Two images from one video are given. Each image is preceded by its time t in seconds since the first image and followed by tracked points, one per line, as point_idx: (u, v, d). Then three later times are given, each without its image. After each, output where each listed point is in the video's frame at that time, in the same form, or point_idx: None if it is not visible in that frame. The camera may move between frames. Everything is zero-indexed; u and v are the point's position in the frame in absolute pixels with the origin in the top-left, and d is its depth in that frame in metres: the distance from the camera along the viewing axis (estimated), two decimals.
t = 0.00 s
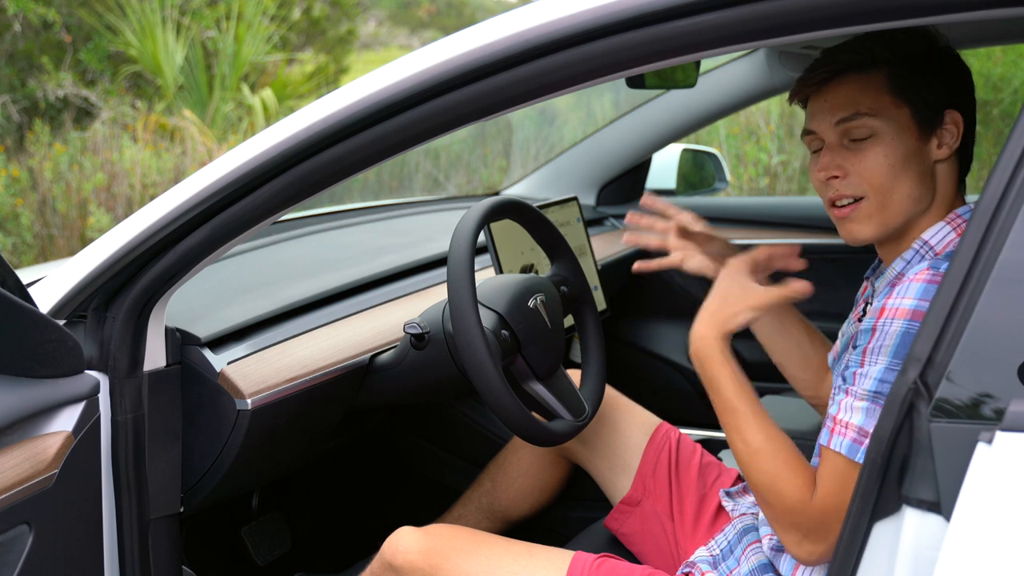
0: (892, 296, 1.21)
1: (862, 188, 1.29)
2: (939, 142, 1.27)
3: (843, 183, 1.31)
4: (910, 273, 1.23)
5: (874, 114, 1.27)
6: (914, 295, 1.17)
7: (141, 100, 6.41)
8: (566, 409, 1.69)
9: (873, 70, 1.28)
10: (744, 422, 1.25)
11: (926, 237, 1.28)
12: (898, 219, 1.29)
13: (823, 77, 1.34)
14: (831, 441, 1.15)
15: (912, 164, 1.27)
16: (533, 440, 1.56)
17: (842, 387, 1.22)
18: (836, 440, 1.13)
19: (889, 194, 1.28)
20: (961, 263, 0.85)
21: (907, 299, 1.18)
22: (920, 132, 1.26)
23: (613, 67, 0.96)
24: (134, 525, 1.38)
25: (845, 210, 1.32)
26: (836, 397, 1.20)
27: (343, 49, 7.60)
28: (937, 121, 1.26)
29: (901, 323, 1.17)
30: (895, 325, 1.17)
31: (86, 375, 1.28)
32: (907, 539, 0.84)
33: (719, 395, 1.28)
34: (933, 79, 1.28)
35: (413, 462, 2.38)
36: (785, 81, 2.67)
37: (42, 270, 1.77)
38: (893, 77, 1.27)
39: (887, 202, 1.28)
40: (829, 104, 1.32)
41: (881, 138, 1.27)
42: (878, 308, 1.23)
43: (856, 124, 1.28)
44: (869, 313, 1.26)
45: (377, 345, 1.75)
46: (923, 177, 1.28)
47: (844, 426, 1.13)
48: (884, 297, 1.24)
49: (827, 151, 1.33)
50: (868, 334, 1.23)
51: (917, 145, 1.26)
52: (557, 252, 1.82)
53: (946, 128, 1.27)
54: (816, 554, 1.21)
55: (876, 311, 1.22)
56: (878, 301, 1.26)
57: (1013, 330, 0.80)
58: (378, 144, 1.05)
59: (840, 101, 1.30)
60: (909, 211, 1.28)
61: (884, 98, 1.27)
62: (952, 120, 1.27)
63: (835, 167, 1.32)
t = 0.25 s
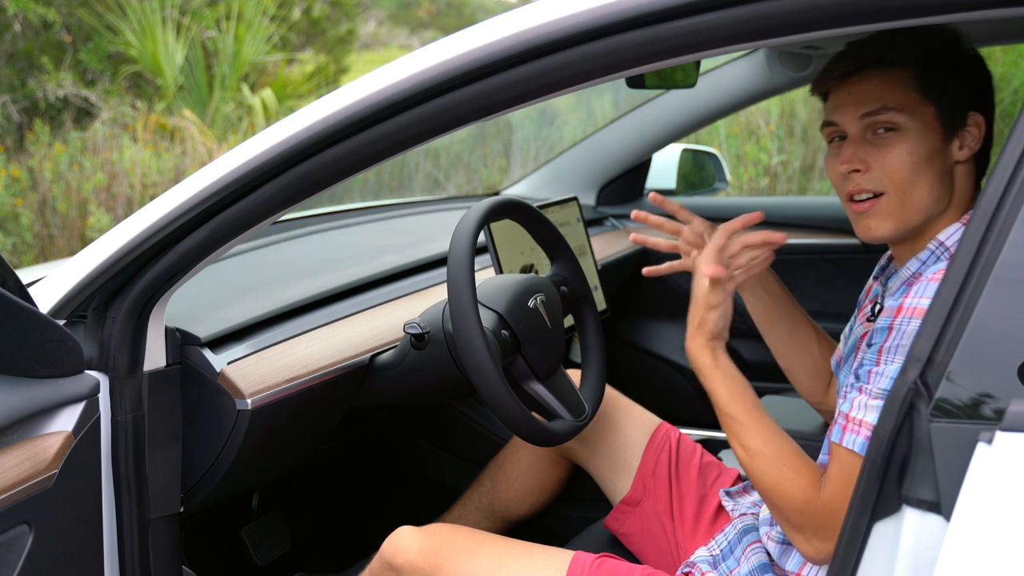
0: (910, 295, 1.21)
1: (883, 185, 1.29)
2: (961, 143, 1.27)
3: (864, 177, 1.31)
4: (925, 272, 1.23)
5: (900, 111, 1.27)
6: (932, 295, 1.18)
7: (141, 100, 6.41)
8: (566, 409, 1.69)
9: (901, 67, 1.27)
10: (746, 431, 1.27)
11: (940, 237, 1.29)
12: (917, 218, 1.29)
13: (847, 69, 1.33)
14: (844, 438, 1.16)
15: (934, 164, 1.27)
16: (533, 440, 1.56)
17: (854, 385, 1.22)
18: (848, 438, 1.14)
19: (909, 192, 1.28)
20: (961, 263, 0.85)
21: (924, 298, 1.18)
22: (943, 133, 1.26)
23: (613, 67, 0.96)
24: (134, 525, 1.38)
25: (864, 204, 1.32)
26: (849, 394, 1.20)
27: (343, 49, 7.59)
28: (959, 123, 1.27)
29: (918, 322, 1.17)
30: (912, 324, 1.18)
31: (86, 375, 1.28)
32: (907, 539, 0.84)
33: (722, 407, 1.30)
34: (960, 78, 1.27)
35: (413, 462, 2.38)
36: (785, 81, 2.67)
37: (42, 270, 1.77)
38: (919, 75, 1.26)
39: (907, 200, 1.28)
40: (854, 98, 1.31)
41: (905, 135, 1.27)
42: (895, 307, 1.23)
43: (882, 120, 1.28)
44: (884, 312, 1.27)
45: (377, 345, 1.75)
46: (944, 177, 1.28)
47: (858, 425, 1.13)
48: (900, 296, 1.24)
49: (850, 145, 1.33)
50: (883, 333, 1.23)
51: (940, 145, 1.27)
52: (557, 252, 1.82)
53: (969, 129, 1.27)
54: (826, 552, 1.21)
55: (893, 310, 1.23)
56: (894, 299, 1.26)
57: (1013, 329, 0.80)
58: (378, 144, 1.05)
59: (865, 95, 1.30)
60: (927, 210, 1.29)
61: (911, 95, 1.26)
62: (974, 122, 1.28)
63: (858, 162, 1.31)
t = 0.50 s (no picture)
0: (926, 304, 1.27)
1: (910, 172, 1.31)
2: (991, 143, 1.29)
3: (893, 163, 1.33)
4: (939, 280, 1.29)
5: (934, 101, 1.29)
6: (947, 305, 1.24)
7: (141, 100, 6.41)
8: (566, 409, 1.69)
9: (941, 59, 1.29)
10: (770, 433, 1.25)
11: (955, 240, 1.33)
12: (940, 209, 1.31)
13: (886, 57, 1.35)
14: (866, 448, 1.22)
15: (963, 160, 1.29)
16: (533, 440, 1.56)
17: (874, 392, 1.29)
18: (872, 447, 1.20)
19: (936, 181, 1.30)
20: (961, 263, 0.85)
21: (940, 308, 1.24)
22: (976, 131, 1.28)
23: (613, 67, 0.96)
24: (134, 525, 1.38)
25: (889, 189, 1.34)
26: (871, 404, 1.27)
27: (343, 49, 7.58)
28: (992, 123, 1.29)
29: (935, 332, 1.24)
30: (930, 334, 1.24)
31: (86, 375, 1.28)
32: (907, 539, 0.84)
33: (747, 409, 1.27)
34: (994, 79, 1.30)
35: (413, 462, 2.38)
36: (785, 82, 2.67)
37: (42, 270, 1.77)
38: (955, 68, 1.28)
39: (933, 190, 1.30)
40: (888, 84, 1.33)
41: (939, 126, 1.29)
42: (915, 313, 1.29)
43: (918, 110, 1.30)
44: (901, 317, 1.32)
45: (376, 345, 1.75)
46: (971, 174, 1.30)
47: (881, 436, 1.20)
48: (916, 304, 1.30)
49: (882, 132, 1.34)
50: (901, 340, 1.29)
51: (971, 142, 1.29)
52: (557, 252, 1.82)
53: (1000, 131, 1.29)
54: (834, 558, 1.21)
55: (912, 318, 1.29)
56: (910, 306, 1.31)
57: (1013, 329, 0.80)
58: (378, 144, 1.05)
59: (901, 83, 1.32)
60: (951, 205, 1.31)
61: (946, 87, 1.28)
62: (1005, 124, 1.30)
63: (888, 148, 1.33)
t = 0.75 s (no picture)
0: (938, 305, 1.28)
1: (902, 176, 1.35)
2: (992, 144, 1.30)
3: (888, 167, 1.36)
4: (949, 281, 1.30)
5: (927, 105, 1.31)
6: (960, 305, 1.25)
7: (141, 100, 6.41)
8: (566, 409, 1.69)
9: (935, 61, 1.31)
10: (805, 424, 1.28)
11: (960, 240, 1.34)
12: (934, 211, 1.33)
13: (886, 60, 1.37)
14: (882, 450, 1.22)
15: (957, 162, 1.30)
16: (533, 440, 1.56)
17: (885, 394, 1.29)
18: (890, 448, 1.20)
19: (928, 185, 1.32)
20: (961, 264, 0.85)
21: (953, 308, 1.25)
22: (970, 133, 1.29)
23: (613, 67, 0.96)
24: (134, 525, 1.38)
25: (885, 192, 1.38)
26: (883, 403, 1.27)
27: (343, 49, 7.57)
28: (988, 125, 1.29)
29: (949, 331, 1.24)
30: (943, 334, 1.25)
31: (86, 375, 1.28)
32: (907, 539, 0.84)
33: (788, 396, 1.32)
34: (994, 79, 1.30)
35: (413, 462, 2.38)
36: (785, 81, 2.68)
37: (42, 270, 1.77)
38: (952, 71, 1.29)
39: (925, 192, 1.32)
40: (884, 89, 1.36)
41: (931, 129, 1.31)
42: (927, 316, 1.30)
43: (910, 113, 1.33)
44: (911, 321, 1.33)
45: (377, 345, 1.75)
46: (969, 176, 1.31)
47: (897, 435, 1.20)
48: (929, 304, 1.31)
49: (879, 136, 1.38)
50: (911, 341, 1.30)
51: (965, 144, 1.29)
52: (557, 252, 1.82)
53: (1000, 131, 1.29)
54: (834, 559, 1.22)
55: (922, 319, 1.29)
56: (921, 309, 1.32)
57: (1013, 330, 0.80)
58: (378, 144, 1.05)
59: (897, 87, 1.34)
60: (945, 206, 1.32)
61: (940, 90, 1.30)
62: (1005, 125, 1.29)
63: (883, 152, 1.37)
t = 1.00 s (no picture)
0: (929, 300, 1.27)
1: (891, 184, 1.36)
2: (983, 147, 1.29)
3: (878, 177, 1.38)
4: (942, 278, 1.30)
5: (912, 114, 1.32)
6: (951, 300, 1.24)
7: (141, 100, 6.41)
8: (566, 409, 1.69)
9: (919, 69, 1.31)
10: (805, 423, 1.25)
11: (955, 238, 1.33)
12: (923, 218, 1.33)
13: (877, 70, 1.39)
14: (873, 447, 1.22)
15: (944, 169, 1.31)
16: (533, 440, 1.56)
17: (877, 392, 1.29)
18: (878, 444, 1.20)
19: (915, 192, 1.33)
20: (961, 264, 0.85)
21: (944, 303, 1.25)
22: (956, 138, 1.29)
23: (614, 67, 0.96)
24: (134, 525, 1.38)
25: (878, 201, 1.39)
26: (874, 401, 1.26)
27: (343, 49, 7.56)
28: (976, 129, 1.28)
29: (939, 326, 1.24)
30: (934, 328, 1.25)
31: (86, 375, 1.28)
32: (907, 539, 0.84)
33: (786, 394, 1.26)
34: (984, 83, 1.29)
35: (413, 462, 2.38)
36: (785, 81, 2.67)
37: (42, 270, 1.77)
38: (937, 78, 1.30)
39: (914, 199, 1.33)
40: (873, 100, 1.38)
41: (917, 137, 1.32)
42: (918, 313, 1.29)
43: (896, 123, 1.34)
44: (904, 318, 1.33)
45: (377, 345, 1.75)
46: (958, 181, 1.30)
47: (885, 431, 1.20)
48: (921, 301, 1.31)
49: (870, 145, 1.39)
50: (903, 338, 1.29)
51: (952, 150, 1.30)
52: (557, 252, 1.82)
53: (990, 135, 1.28)
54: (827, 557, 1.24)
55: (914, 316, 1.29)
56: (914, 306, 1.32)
57: (1013, 330, 0.80)
58: (378, 144, 1.05)
59: (884, 97, 1.36)
60: (936, 212, 1.32)
61: (924, 98, 1.31)
62: (996, 129, 1.28)
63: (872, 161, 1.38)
